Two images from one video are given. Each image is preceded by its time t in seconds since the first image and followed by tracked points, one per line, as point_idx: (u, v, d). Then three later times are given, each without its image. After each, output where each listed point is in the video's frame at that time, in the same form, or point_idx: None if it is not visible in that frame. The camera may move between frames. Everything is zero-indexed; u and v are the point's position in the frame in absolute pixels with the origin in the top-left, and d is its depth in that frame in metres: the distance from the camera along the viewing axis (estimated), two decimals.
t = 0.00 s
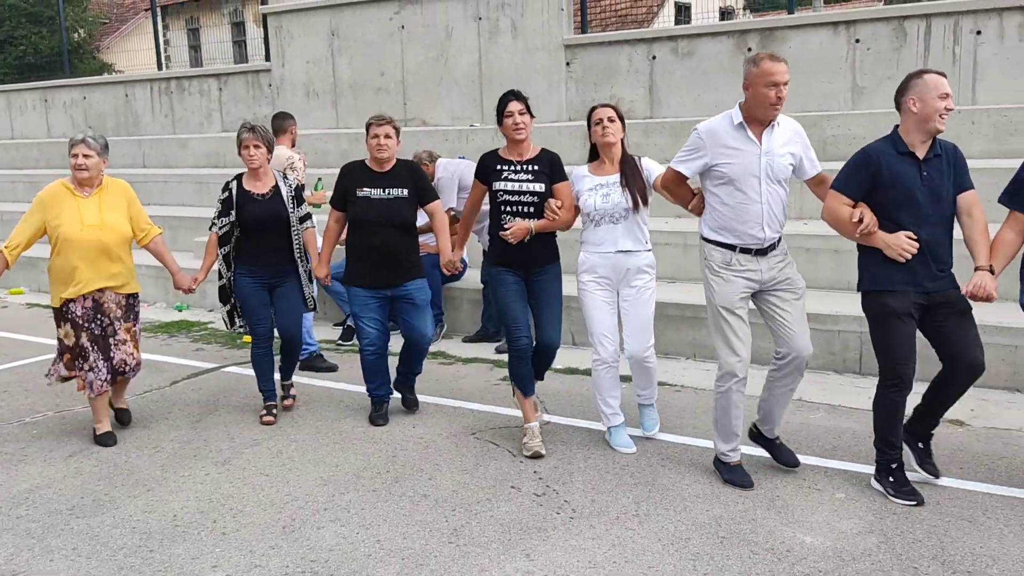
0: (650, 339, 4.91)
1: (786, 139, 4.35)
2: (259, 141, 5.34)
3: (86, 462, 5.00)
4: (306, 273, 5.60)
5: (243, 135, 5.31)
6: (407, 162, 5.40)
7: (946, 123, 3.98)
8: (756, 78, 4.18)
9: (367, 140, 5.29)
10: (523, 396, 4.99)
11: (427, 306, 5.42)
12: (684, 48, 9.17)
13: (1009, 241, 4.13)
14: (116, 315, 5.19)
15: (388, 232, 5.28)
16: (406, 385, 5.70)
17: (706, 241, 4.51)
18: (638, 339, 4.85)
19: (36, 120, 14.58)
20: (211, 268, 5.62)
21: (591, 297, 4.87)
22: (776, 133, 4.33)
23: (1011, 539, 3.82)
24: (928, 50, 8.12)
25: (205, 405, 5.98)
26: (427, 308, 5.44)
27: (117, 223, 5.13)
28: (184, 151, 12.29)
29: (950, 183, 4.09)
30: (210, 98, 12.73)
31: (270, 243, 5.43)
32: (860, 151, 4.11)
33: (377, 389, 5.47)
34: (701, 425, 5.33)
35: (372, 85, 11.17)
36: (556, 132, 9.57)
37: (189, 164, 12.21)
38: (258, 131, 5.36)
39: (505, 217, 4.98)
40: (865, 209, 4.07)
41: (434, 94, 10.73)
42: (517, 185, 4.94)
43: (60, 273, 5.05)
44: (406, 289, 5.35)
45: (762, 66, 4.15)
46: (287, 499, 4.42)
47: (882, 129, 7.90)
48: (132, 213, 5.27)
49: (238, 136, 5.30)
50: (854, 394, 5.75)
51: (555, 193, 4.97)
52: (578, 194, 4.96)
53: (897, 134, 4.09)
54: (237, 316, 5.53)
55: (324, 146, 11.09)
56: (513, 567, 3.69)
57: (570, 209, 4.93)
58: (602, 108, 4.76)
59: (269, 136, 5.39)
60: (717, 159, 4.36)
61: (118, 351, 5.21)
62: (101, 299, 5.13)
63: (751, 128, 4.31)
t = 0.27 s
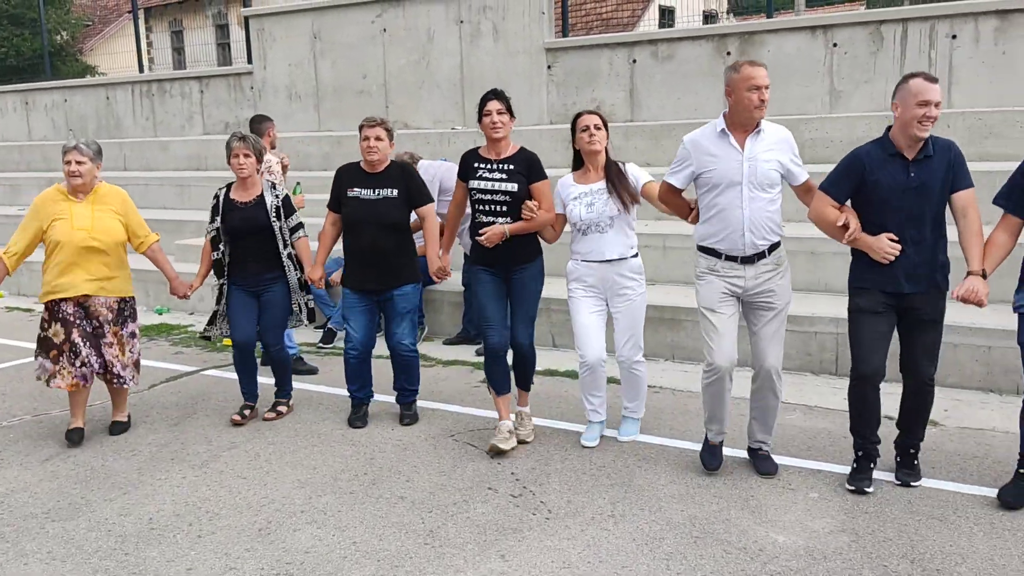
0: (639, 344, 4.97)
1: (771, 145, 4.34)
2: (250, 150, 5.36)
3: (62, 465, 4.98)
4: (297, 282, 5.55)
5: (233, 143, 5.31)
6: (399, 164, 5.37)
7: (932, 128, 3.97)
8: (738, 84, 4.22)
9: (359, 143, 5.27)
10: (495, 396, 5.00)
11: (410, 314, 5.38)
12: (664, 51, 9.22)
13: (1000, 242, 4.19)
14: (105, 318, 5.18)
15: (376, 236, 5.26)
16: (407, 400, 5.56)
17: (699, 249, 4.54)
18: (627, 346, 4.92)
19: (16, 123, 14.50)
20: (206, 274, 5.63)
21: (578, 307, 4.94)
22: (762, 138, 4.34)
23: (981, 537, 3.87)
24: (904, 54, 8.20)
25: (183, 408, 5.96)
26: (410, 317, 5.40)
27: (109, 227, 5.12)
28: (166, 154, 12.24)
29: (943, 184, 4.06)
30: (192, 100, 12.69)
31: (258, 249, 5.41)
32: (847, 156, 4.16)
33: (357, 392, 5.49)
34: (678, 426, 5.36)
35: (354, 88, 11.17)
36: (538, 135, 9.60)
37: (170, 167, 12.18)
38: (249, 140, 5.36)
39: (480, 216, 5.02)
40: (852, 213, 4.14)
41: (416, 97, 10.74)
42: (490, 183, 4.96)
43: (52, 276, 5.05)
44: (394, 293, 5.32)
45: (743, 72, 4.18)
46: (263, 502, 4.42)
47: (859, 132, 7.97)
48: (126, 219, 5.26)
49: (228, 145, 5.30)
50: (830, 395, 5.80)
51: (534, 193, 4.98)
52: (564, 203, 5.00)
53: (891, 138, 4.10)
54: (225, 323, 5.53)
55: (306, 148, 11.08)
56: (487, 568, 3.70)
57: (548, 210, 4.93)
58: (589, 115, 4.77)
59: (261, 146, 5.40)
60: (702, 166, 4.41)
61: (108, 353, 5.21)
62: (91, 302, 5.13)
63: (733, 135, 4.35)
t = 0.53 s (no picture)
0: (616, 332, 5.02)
1: (748, 128, 4.38)
2: (236, 139, 5.35)
3: (44, 467, 4.98)
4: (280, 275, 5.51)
5: (218, 132, 5.30)
6: (392, 163, 5.34)
7: (902, 119, 4.00)
8: (713, 67, 4.25)
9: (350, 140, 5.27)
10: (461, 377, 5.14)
11: (399, 309, 5.39)
12: (649, 53, 9.26)
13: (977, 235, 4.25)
14: (84, 309, 5.20)
15: (364, 233, 5.27)
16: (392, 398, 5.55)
17: (678, 229, 4.57)
18: (604, 333, 4.96)
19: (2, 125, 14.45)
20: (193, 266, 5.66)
21: (557, 298, 4.99)
22: (740, 118, 4.38)
23: (955, 535, 3.91)
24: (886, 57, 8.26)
25: (166, 410, 5.97)
26: (399, 313, 5.41)
27: (88, 217, 5.11)
28: (152, 155, 12.22)
29: (922, 179, 4.08)
30: (178, 102, 12.68)
31: (242, 242, 5.42)
32: (825, 144, 4.24)
33: (360, 389, 5.58)
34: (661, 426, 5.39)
35: (341, 90, 11.18)
36: (524, 137, 9.63)
37: (157, 168, 12.16)
38: (235, 130, 5.36)
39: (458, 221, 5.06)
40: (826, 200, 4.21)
41: (402, 99, 10.76)
42: (464, 190, 5.00)
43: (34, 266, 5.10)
44: (381, 290, 5.32)
45: (718, 55, 4.22)
46: (245, 503, 4.43)
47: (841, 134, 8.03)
48: (109, 209, 5.25)
49: (211, 134, 5.29)
50: (811, 395, 5.85)
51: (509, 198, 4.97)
52: (541, 189, 5.01)
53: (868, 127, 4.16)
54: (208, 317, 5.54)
55: (293, 150, 11.08)
56: (467, 568, 3.73)
57: (524, 212, 4.93)
58: (570, 106, 4.77)
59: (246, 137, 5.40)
60: (681, 147, 4.45)
61: (87, 344, 5.22)
62: (70, 293, 5.14)
63: (711, 116, 4.38)
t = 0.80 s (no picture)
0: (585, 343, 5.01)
1: (719, 145, 4.43)
2: (219, 142, 5.37)
3: (26, 468, 4.97)
4: (248, 278, 5.48)
5: (200, 133, 5.31)
6: (372, 169, 5.37)
7: (868, 130, 4.04)
8: (688, 85, 4.30)
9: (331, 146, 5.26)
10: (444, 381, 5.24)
11: (381, 314, 5.39)
12: (634, 55, 9.30)
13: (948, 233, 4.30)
14: (66, 313, 5.19)
15: (345, 241, 5.28)
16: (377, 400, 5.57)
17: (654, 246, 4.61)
18: (569, 344, 4.96)
19: None
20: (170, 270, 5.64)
21: (528, 305, 5.04)
22: (713, 140, 4.41)
23: (932, 532, 3.94)
24: (869, 59, 8.31)
25: (150, 411, 5.96)
26: (380, 317, 5.41)
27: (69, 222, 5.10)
28: (138, 156, 12.19)
29: (891, 184, 4.13)
30: (165, 103, 12.65)
31: (217, 243, 5.39)
32: (796, 154, 4.33)
33: (343, 390, 5.64)
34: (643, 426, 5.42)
35: (327, 91, 11.18)
36: (509, 138, 9.65)
37: (143, 169, 12.13)
38: (217, 132, 5.37)
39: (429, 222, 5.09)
40: (796, 208, 4.27)
41: (389, 100, 10.77)
42: (437, 193, 5.03)
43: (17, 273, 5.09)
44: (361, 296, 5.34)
45: (693, 73, 4.27)
46: (227, 504, 4.43)
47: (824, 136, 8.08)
48: (91, 214, 5.23)
49: (194, 136, 5.28)
50: (793, 395, 5.88)
51: (479, 200, 5.00)
52: (514, 202, 5.05)
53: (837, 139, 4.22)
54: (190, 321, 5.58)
55: (280, 151, 11.08)
56: (447, 567, 3.74)
57: (494, 216, 4.96)
58: (546, 118, 4.78)
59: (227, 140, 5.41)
60: (657, 166, 4.49)
61: (68, 348, 5.22)
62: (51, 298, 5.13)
63: (686, 134, 4.43)
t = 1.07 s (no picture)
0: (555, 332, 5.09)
1: (687, 138, 4.49)
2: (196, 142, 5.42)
3: (10, 469, 4.97)
4: (221, 276, 5.48)
5: (178, 132, 5.37)
6: (340, 166, 5.38)
7: (825, 121, 4.12)
8: (655, 79, 4.37)
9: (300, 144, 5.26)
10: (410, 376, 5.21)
11: (354, 311, 5.44)
12: (621, 56, 9.33)
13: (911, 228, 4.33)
14: (41, 312, 5.21)
15: (316, 236, 5.29)
16: (359, 400, 5.58)
17: (621, 235, 4.66)
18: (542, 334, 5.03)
19: None
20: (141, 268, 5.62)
21: (492, 293, 5.04)
22: (679, 131, 4.48)
23: (911, 529, 3.98)
24: (853, 60, 8.37)
25: (134, 411, 5.96)
26: (354, 315, 5.45)
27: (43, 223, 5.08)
28: (125, 157, 12.16)
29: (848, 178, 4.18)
30: (151, 103, 12.62)
31: (193, 241, 5.40)
32: (753, 151, 4.38)
33: (295, 390, 5.56)
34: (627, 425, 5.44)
35: (315, 92, 11.18)
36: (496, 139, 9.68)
37: (130, 170, 12.10)
38: (195, 133, 5.43)
39: (404, 221, 5.10)
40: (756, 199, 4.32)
41: (376, 101, 10.77)
42: (414, 192, 5.03)
43: None
44: (333, 295, 5.36)
45: (659, 67, 4.34)
46: (211, 504, 4.44)
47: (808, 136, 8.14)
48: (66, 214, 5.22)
49: (171, 134, 5.35)
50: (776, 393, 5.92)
51: (455, 204, 5.03)
52: (485, 193, 5.05)
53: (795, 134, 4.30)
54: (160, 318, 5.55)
55: (267, 152, 11.07)
56: (430, 566, 3.76)
57: (469, 218, 4.99)
58: (518, 120, 4.82)
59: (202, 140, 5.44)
60: (625, 157, 4.53)
61: (43, 348, 5.23)
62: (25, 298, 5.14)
63: (654, 127, 4.48)
